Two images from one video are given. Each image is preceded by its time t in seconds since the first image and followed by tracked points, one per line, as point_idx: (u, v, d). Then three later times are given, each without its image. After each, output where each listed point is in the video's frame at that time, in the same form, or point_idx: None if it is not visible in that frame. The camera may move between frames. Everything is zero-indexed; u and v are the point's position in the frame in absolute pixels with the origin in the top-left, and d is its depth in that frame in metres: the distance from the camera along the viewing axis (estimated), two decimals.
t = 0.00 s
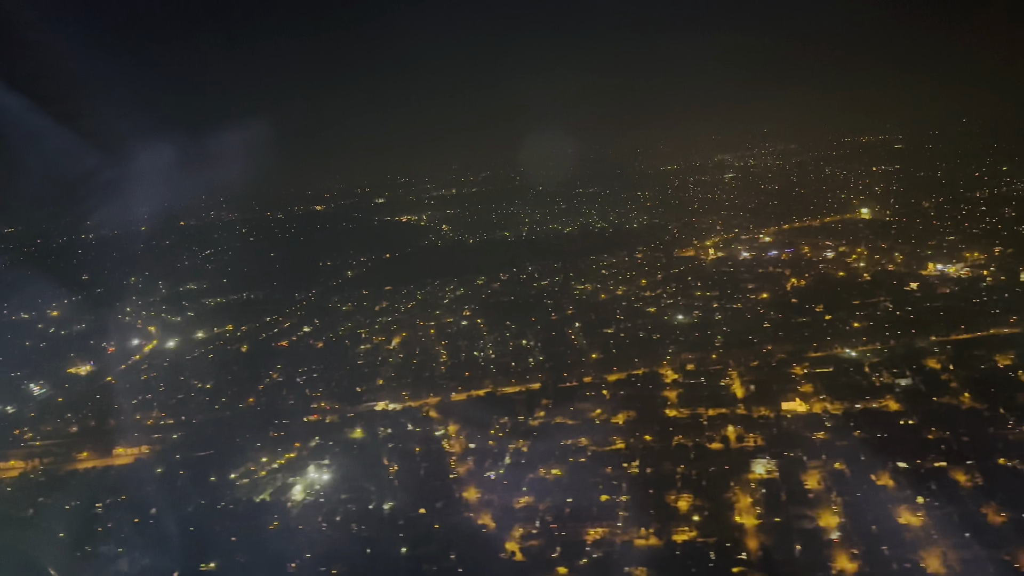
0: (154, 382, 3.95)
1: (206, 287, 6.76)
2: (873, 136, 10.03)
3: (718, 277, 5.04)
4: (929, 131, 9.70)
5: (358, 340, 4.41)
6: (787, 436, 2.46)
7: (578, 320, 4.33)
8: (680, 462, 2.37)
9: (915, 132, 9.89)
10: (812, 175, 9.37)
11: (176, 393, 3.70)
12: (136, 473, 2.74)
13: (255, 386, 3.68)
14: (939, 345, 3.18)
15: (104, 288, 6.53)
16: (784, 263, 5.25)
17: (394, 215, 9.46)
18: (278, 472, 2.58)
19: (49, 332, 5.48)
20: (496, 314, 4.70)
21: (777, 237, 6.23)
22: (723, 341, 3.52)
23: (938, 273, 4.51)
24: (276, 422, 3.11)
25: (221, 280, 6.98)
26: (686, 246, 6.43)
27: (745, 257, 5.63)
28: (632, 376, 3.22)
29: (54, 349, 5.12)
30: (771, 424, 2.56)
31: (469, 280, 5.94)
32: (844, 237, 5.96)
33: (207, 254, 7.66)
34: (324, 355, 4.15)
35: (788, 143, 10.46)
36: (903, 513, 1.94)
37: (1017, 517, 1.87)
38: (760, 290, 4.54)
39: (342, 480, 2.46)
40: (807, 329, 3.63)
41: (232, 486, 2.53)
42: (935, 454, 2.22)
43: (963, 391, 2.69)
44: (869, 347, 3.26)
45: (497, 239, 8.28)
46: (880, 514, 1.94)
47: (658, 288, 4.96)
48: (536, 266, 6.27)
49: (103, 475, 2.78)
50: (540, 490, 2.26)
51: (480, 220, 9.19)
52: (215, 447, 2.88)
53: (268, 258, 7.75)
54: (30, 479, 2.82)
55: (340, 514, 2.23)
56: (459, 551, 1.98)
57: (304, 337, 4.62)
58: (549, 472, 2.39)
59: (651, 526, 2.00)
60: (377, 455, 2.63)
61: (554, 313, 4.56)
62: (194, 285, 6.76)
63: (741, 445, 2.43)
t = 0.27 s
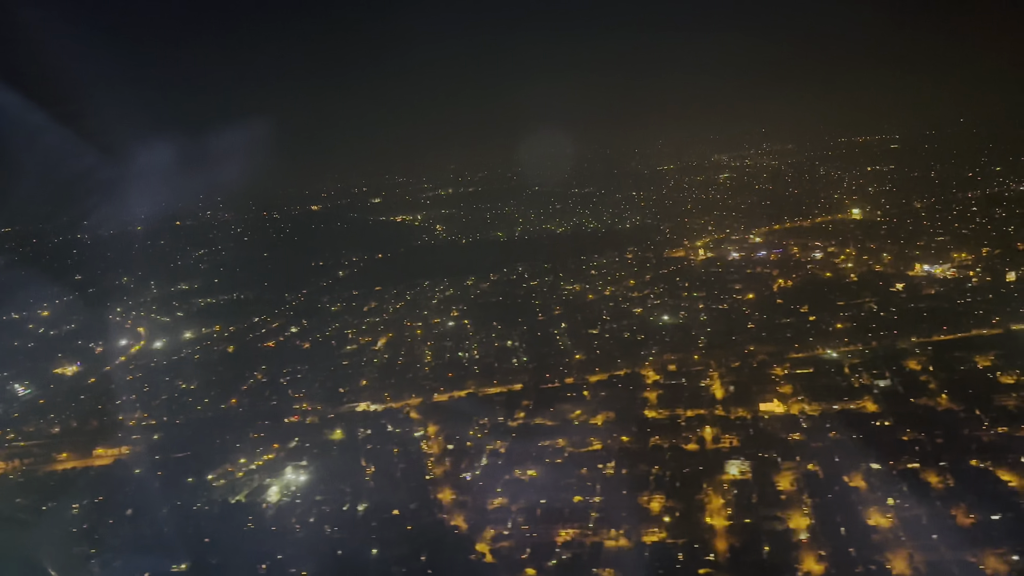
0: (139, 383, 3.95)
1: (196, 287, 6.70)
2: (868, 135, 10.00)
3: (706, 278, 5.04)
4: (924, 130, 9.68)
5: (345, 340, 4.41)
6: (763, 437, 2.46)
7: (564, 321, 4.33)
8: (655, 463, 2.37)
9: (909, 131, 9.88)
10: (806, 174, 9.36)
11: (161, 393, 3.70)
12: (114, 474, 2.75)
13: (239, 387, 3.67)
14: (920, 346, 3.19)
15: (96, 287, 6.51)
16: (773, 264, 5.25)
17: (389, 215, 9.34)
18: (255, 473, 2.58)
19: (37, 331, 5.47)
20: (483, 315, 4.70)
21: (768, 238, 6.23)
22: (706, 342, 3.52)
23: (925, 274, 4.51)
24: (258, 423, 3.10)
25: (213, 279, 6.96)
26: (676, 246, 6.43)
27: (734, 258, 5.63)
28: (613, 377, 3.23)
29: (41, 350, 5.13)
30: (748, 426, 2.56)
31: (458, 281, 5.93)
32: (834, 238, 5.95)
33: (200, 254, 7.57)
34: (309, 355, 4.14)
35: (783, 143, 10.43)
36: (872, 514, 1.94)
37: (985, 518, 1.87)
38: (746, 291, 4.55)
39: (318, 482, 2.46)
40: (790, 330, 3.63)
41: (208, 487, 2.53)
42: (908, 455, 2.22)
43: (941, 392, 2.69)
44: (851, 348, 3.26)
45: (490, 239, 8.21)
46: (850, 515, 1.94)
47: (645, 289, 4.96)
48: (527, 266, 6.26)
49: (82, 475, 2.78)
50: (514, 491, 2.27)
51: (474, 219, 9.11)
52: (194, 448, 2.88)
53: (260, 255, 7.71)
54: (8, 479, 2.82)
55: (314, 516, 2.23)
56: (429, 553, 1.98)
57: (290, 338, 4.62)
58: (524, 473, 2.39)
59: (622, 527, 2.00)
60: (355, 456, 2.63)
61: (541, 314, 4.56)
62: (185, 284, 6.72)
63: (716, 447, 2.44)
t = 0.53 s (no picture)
0: (123, 384, 3.94)
1: (188, 288, 6.56)
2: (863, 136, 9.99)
3: (694, 279, 5.04)
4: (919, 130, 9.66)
5: (331, 341, 4.40)
6: (739, 438, 2.46)
7: (550, 322, 4.33)
8: (631, 464, 2.37)
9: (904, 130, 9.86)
10: (800, 173, 9.34)
11: (145, 394, 3.69)
12: (92, 475, 2.75)
13: (223, 387, 3.67)
14: (901, 347, 3.19)
15: (88, 287, 6.39)
16: (761, 264, 5.25)
17: (384, 215, 9.19)
18: (233, 474, 2.59)
19: (26, 330, 5.45)
20: (470, 315, 4.70)
21: (758, 238, 6.23)
22: (689, 343, 3.52)
23: (911, 274, 4.51)
24: (239, 424, 3.10)
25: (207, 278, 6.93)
26: (667, 247, 6.43)
27: (723, 258, 5.63)
28: (595, 378, 3.23)
29: (29, 350, 5.12)
30: (724, 427, 2.57)
31: (448, 281, 5.93)
32: (824, 238, 5.95)
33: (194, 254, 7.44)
34: (295, 357, 4.13)
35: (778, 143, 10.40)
36: (842, 515, 1.94)
37: (953, 520, 1.87)
38: (733, 291, 4.55)
39: (294, 483, 2.46)
40: (773, 331, 3.64)
41: (185, 488, 2.54)
42: (882, 456, 2.23)
43: (918, 393, 2.70)
44: (833, 349, 3.26)
45: (484, 240, 8.13)
46: (819, 517, 1.94)
47: (633, 290, 4.96)
48: (517, 266, 6.26)
49: (60, 476, 2.78)
50: (489, 492, 2.27)
51: (468, 219, 9.01)
52: (174, 449, 2.88)
53: (252, 256, 7.57)
54: None
55: (288, 517, 2.24)
56: (401, 555, 1.98)
57: (277, 338, 4.61)
58: (501, 474, 2.39)
59: (592, 528, 2.00)
60: (332, 458, 2.62)
61: (528, 315, 4.56)
62: (177, 286, 6.59)
63: (692, 448, 2.44)
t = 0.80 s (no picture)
0: (107, 385, 3.94)
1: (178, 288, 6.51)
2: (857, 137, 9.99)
3: (681, 280, 5.04)
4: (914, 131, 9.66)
5: (317, 342, 4.40)
6: (715, 440, 2.46)
7: (536, 323, 4.34)
8: (606, 466, 2.37)
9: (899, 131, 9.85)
10: (795, 174, 9.33)
11: (128, 396, 3.70)
12: (71, 477, 2.75)
13: (207, 389, 3.67)
14: (882, 349, 3.19)
15: (80, 287, 6.35)
16: (750, 266, 5.25)
17: (380, 216, 9.11)
18: (211, 476, 2.59)
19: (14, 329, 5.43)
20: (457, 317, 4.69)
21: (748, 240, 6.23)
22: (672, 345, 3.52)
23: (898, 276, 4.51)
24: (220, 426, 3.09)
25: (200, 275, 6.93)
26: (657, 248, 6.42)
27: (713, 260, 5.63)
28: (577, 380, 3.23)
29: (17, 351, 5.11)
30: (701, 429, 2.57)
31: (438, 283, 5.93)
32: (814, 240, 5.95)
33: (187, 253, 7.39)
34: (280, 358, 4.12)
35: (772, 144, 10.39)
36: (812, 517, 1.95)
37: (921, 523, 1.87)
38: (720, 293, 4.55)
39: (270, 486, 2.46)
40: (756, 332, 3.65)
41: (163, 491, 2.54)
42: (855, 459, 2.23)
43: (897, 394, 2.70)
44: (814, 351, 3.26)
45: (478, 241, 8.04)
46: (790, 520, 1.95)
47: (621, 291, 4.96)
48: (507, 268, 6.25)
49: (40, 478, 2.78)
50: (464, 494, 2.27)
51: (463, 221, 8.92)
52: (153, 451, 2.89)
53: (244, 257, 7.46)
54: None
55: (262, 520, 2.24)
56: (371, 557, 1.98)
57: (263, 340, 4.61)
58: (477, 476, 2.39)
59: (563, 530, 2.01)
60: (310, 460, 2.62)
61: (514, 316, 4.55)
62: (168, 287, 6.53)
63: (668, 450, 2.44)
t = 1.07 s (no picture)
0: (92, 386, 3.94)
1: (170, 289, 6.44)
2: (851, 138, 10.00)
3: (669, 281, 5.05)
4: (908, 133, 9.67)
5: (303, 343, 4.40)
6: (690, 442, 2.47)
7: (523, 324, 4.34)
8: (581, 468, 2.37)
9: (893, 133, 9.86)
10: (788, 173, 9.32)
11: (112, 396, 3.70)
12: (49, 479, 2.76)
13: (191, 390, 3.67)
14: (863, 350, 3.19)
15: (72, 288, 6.23)
16: (738, 267, 5.26)
17: (375, 215, 9.03)
18: (188, 478, 2.58)
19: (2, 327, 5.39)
20: (445, 317, 4.70)
21: (738, 241, 6.24)
22: (654, 346, 3.52)
23: (884, 277, 4.52)
24: (201, 428, 3.09)
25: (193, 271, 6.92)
26: (648, 249, 6.43)
27: (702, 261, 5.63)
28: (558, 381, 3.24)
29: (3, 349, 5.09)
30: (678, 430, 2.57)
31: (428, 283, 5.93)
32: (804, 241, 5.95)
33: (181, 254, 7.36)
34: (266, 360, 4.12)
35: (767, 146, 10.40)
36: (782, 519, 1.95)
37: (890, 524, 1.88)
38: (707, 294, 4.56)
39: (246, 488, 2.46)
40: (739, 333, 3.65)
41: (139, 492, 2.53)
42: (828, 460, 2.23)
43: (874, 395, 2.70)
44: (796, 351, 3.26)
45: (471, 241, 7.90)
46: (759, 521, 1.95)
47: (609, 292, 4.97)
48: (498, 269, 6.25)
49: (18, 479, 2.78)
50: (438, 496, 2.27)
51: (457, 221, 8.80)
52: (133, 453, 2.89)
53: (236, 258, 7.37)
54: None
55: (235, 522, 2.24)
56: (341, 560, 1.98)
57: (250, 340, 4.61)
58: (452, 478, 2.38)
59: (534, 532, 2.01)
60: (288, 462, 2.62)
61: (501, 317, 4.55)
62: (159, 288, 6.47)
63: (644, 451, 2.44)
